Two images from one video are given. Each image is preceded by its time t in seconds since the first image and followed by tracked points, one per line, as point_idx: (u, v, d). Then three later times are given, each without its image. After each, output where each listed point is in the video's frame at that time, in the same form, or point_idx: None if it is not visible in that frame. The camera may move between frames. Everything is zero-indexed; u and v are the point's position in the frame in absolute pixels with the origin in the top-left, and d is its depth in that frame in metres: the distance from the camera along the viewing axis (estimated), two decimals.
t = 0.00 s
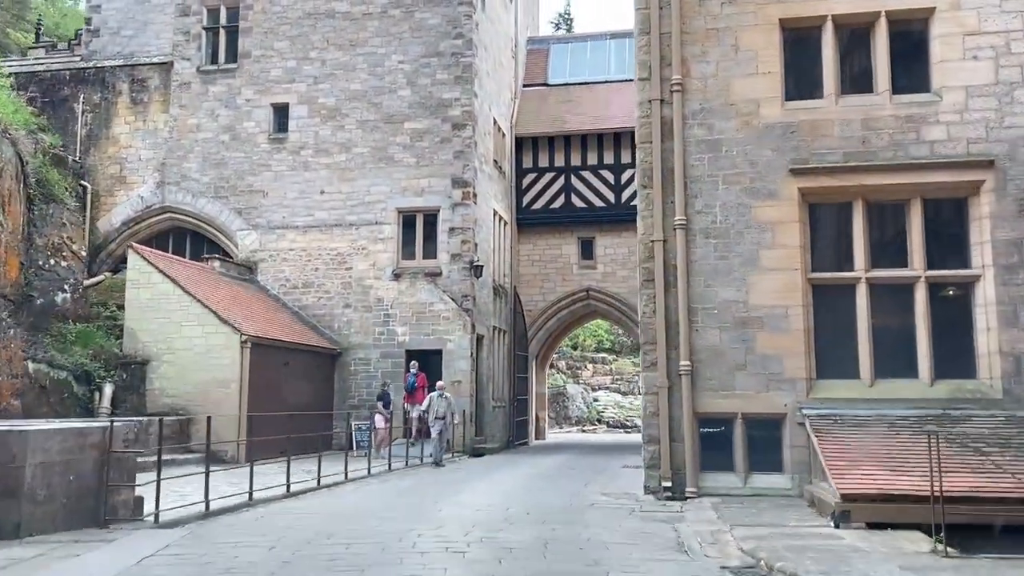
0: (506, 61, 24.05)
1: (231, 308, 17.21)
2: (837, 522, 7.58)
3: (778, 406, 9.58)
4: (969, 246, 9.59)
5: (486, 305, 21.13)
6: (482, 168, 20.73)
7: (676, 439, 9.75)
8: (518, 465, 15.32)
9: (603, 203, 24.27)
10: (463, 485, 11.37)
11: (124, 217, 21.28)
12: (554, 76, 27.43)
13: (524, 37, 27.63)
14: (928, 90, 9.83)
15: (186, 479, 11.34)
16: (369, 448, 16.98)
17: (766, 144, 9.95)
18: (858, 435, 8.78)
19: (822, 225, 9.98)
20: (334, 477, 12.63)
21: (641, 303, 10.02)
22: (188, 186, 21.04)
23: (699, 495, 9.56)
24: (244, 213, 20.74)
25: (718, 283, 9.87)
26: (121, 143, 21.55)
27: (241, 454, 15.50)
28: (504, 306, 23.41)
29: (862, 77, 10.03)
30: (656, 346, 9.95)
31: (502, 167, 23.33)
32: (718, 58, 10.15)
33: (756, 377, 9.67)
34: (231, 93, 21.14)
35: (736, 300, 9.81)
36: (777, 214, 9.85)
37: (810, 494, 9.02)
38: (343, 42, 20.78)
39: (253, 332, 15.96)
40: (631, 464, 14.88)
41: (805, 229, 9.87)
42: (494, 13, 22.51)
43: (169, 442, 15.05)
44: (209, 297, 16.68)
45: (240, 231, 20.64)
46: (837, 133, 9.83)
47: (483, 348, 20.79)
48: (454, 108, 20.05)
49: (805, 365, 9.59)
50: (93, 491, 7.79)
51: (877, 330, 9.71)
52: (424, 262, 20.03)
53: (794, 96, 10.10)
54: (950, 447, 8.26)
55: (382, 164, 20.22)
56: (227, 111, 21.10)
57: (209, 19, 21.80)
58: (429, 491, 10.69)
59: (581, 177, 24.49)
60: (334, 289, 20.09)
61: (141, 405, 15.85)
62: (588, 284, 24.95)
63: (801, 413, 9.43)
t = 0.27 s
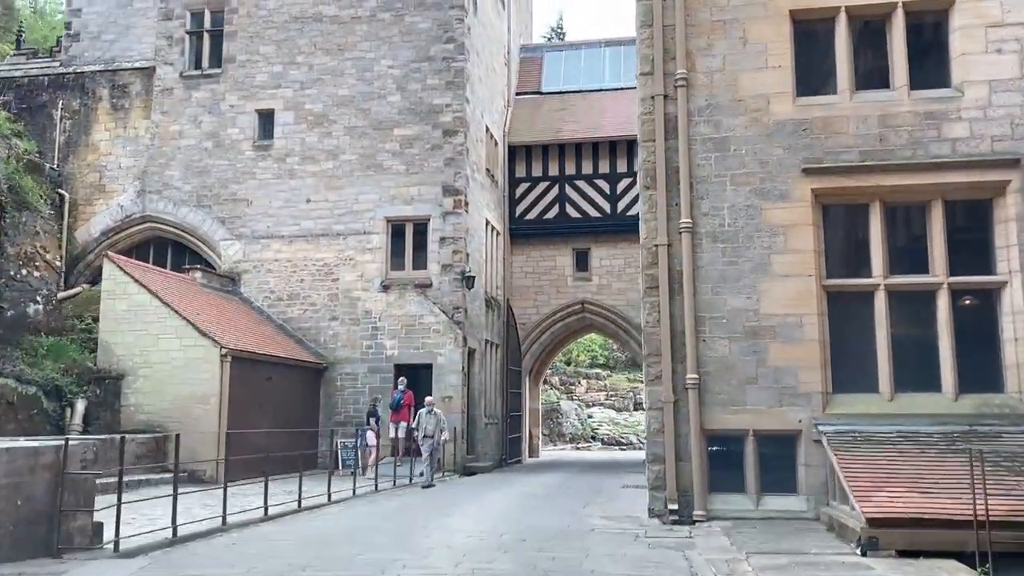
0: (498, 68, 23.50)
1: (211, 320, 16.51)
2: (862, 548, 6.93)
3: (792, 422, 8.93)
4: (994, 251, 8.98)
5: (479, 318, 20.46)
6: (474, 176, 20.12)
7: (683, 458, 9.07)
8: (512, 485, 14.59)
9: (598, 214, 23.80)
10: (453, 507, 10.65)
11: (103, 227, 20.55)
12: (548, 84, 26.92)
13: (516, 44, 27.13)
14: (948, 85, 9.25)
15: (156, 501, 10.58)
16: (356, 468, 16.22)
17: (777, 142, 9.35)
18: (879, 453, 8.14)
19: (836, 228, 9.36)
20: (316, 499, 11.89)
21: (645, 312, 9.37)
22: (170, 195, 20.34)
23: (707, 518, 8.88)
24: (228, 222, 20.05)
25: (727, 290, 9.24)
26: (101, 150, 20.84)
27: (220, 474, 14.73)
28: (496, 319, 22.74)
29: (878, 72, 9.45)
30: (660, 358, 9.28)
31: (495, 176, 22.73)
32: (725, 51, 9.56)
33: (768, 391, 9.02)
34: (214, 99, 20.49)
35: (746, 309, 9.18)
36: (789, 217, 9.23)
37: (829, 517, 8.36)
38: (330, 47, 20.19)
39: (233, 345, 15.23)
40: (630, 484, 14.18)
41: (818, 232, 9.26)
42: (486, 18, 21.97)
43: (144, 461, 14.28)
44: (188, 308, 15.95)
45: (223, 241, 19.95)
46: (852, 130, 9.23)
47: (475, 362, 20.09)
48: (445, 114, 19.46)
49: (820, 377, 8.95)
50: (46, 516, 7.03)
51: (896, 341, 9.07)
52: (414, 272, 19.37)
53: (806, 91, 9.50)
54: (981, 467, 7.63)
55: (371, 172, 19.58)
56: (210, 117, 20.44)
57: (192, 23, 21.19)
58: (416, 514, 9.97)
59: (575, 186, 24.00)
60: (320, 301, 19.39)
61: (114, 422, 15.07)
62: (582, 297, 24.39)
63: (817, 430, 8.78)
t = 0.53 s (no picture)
0: (498, 67, 22.93)
1: (201, 325, 15.87)
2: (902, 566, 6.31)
3: (818, 429, 8.29)
4: None
5: (479, 323, 19.83)
6: (474, 177, 19.51)
7: (700, 469, 8.42)
8: (515, 497, 13.92)
9: (601, 217, 23.29)
10: (453, 522, 9.99)
11: (91, 230, 19.91)
12: (548, 84, 26.33)
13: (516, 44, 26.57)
14: (982, 68, 8.65)
15: (136, 517, 9.92)
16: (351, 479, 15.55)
17: (798, 130, 8.74)
18: (915, 462, 7.50)
19: (862, 222, 8.74)
20: (308, 513, 11.23)
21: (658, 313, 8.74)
22: (160, 197, 19.73)
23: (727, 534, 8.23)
24: (220, 225, 19.42)
25: (746, 289, 8.61)
26: (89, 151, 20.23)
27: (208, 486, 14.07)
28: (497, 324, 22.11)
29: (906, 55, 8.84)
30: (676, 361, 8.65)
31: (496, 178, 22.13)
32: (742, 34, 8.97)
33: (791, 396, 8.39)
34: (206, 98, 19.90)
35: (767, 308, 8.56)
36: (812, 209, 8.62)
37: (860, 533, 7.71)
38: (325, 44, 19.61)
39: (222, 351, 14.59)
40: (638, 496, 13.53)
41: (844, 226, 8.64)
42: (486, 15, 21.41)
43: (128, 473, 13.62)
44: (175, 313, 15.31)
45: (215, 244, 19.33)
46: (880, 117, 8.63)
47: (476, 369, 19.45)
48: (444, 112, 18.86)
49: (847, 381, 8.32)
50: (5, 537, 6.36)
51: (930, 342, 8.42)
52: (412, 276, 18.76)
53: (829, 76, 8.90)
54: None
55: (367, 172, 18.97)
56: (202, 117, 19.84)
57: (184, 21, 20.62)
58: (414, 531, 9.31)
59: (578, 188, 23.42)
60: (315, 306, 18.76)
61: (99, 433, 14.43)
62: (585, 301, 23.81)
63: (845, 438, 8.14)
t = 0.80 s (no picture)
0: (504, 57, 22.34)
1: (198, 322, 15.34)
2: None
3: (854, 428, 7.69)
4: None
5: (485, 320, 19.25)
6: (480, 168, 18.93)
7: (726, 471, 7.82)
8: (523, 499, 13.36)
9: (610, 209, 22.63)
10: (460, 528, 9.40)
11: (88, 225, 19.40)
12: (555, 75, 25.74)
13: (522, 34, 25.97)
14: None
15: (125, 524, 9.37)
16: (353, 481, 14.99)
17: (829, 106, 8.14)
18: (962, 464, 6.91)
19: (898, 205, 8.14)
20: (307, 518, 10.67)
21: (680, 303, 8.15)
22: (158, 191, 19.19)
23: (756, 542, 7.63)
24: (218, 219, 18.88)
25: (774, 278, 8.02)
26: (85, 144, 19.70)
27: (205, 489, 13.52)
28: (504, 321, 21.53)
29: (945, 26, 8.23)
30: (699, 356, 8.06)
31: (502, 171, 21.55)
32: (768, 4, 8.36)
33: (824, 392, 7.80)
34: (204, 89, 19.35)
35: (796, 298, 7.96)
36: (845, 191, 8.03)
37: (902, 540, 7.12)
38: (326, 33, 19.03)
39: (219, 348, 14.04)
40: (654, 498, 12.94)
41: (879, 209, 8.04)
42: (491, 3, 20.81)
43: (120, 475, 13.09)
44: (171, 309, 14.76)
45: (214, 239, 18.80)
46: (918, 92, 8.02)
47: (482, 366, 18.87)
48: (448, 102, 18.28)
49: (884, 376, 7.72)
50: None
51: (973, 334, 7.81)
52: (416, 271, 18.18)
53: (862, 49, 8.29)
54: None
55: (370, 164, 18.40)
56: (200, 108, 19.29)
57: (181, 10, 20.07)
58: (418, 538, 8.72)
59: (586, 180, 22.78)
60: (317, 302, 18.20)
61: (92, 433, 13.90)
62: (594, 297, 23.23)
63: (883, 437, 7.55)
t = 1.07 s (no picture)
0: (513, 38, 21.67)
1: (197, 309, 14.79)
2: None
3: (898, 418, 7.07)
4: None
5: (494, 309, 18.66)
6: (488, 151, 18.31)
7: (758, 466, 7.21)
8: (535, 493, 12.78)
9: (622, 195, 22.05)
10: (470, 525, 8.81)
11: (85, 211, 18.86)
12: (565, 58, 25.08)
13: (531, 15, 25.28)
14: None
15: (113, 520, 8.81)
16: (358, 474, 14.42)
17: (869, 70, 7.50)
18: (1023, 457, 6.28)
19: (944, 177, 7.50)
20: (308, 514, 10.10)
21: (707, 284, 7.52)
22: (157, 176, 18.63)
23: (791, 543, 7.02)
24: (219, 205, 18.31)
25: (810, 256, 7.39)
26: (83, 128, 19.15)
27: (204, 483, 12.98)
28: (514, 309, 20.93)
29: None
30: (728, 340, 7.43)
31: (511, 155, 20.91)
32: None
33: (865, 379, 7.17)
34: (204, 71, 18.76)
35: (834, 277, 7.34)
36: (886, 161, 7.39)
37: (953, 541, 6.50)
38: (329, 11, 18.41)
39: (217, 336, 13.48)
40: (672, 492, 12.33)
41: (924, 181, 7.39)
42: None
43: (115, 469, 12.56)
44: (167, 295, 14.21)
45: (215, 225, 18.24)
46: (967, 52, 7.36)
47: (491, 356, 18.29)
48: (455, 82, 17.64)
49: (931, 362, 7.09)
50: None
51: None
52: (423, 259, 17.54)
53: (905, 7, 7.63)
54: None
55: (375, 147, 17.80)
56: (200, 91, 18.71)
57: None
58: (424, 537, 8.13)
59: (597, 166, 22.17)
60: (321, 290, 17.63)
61: (86, 425, 13.37)
62: (606, 285, 22.61)
63: (930, 429, 6.92)
